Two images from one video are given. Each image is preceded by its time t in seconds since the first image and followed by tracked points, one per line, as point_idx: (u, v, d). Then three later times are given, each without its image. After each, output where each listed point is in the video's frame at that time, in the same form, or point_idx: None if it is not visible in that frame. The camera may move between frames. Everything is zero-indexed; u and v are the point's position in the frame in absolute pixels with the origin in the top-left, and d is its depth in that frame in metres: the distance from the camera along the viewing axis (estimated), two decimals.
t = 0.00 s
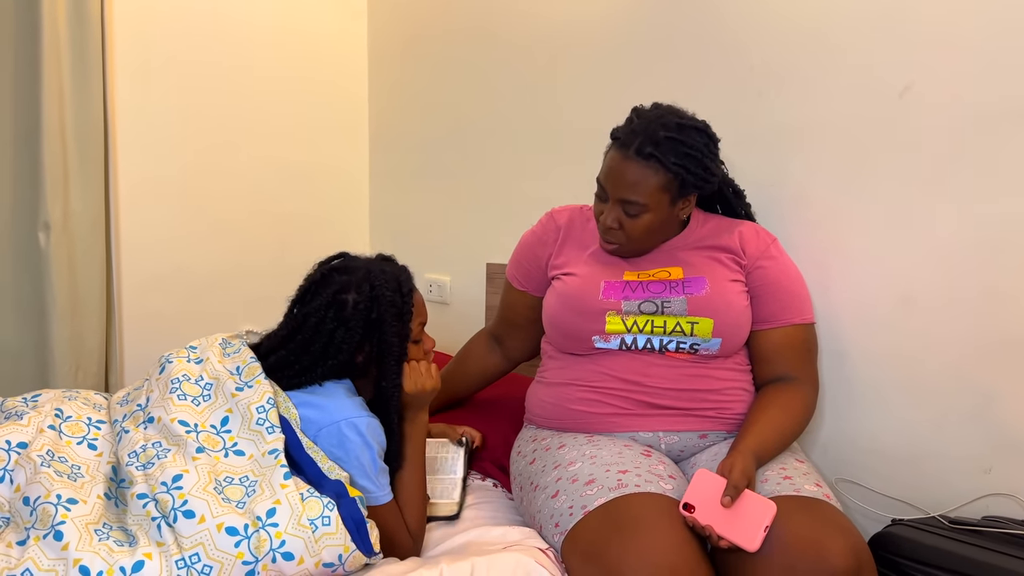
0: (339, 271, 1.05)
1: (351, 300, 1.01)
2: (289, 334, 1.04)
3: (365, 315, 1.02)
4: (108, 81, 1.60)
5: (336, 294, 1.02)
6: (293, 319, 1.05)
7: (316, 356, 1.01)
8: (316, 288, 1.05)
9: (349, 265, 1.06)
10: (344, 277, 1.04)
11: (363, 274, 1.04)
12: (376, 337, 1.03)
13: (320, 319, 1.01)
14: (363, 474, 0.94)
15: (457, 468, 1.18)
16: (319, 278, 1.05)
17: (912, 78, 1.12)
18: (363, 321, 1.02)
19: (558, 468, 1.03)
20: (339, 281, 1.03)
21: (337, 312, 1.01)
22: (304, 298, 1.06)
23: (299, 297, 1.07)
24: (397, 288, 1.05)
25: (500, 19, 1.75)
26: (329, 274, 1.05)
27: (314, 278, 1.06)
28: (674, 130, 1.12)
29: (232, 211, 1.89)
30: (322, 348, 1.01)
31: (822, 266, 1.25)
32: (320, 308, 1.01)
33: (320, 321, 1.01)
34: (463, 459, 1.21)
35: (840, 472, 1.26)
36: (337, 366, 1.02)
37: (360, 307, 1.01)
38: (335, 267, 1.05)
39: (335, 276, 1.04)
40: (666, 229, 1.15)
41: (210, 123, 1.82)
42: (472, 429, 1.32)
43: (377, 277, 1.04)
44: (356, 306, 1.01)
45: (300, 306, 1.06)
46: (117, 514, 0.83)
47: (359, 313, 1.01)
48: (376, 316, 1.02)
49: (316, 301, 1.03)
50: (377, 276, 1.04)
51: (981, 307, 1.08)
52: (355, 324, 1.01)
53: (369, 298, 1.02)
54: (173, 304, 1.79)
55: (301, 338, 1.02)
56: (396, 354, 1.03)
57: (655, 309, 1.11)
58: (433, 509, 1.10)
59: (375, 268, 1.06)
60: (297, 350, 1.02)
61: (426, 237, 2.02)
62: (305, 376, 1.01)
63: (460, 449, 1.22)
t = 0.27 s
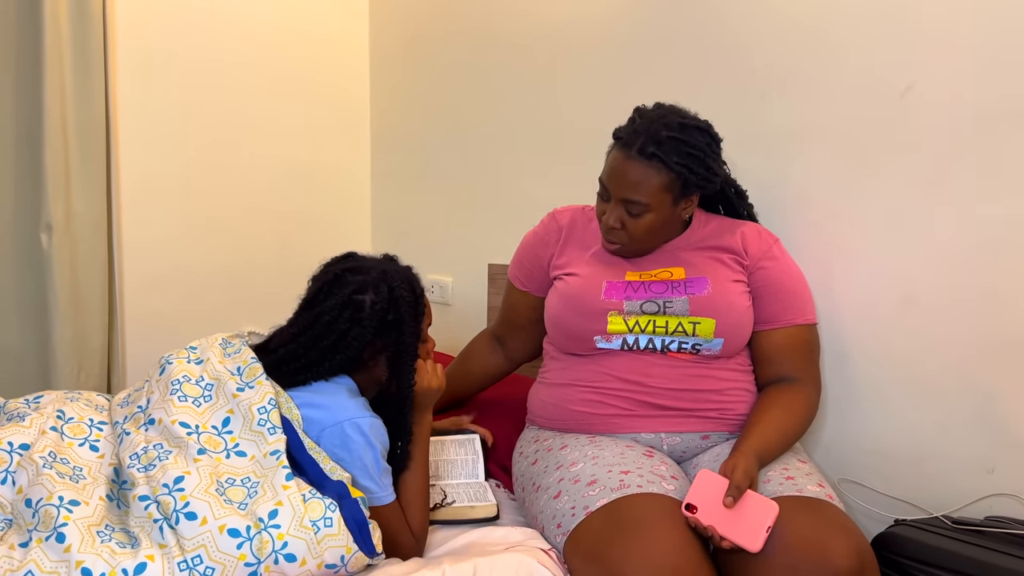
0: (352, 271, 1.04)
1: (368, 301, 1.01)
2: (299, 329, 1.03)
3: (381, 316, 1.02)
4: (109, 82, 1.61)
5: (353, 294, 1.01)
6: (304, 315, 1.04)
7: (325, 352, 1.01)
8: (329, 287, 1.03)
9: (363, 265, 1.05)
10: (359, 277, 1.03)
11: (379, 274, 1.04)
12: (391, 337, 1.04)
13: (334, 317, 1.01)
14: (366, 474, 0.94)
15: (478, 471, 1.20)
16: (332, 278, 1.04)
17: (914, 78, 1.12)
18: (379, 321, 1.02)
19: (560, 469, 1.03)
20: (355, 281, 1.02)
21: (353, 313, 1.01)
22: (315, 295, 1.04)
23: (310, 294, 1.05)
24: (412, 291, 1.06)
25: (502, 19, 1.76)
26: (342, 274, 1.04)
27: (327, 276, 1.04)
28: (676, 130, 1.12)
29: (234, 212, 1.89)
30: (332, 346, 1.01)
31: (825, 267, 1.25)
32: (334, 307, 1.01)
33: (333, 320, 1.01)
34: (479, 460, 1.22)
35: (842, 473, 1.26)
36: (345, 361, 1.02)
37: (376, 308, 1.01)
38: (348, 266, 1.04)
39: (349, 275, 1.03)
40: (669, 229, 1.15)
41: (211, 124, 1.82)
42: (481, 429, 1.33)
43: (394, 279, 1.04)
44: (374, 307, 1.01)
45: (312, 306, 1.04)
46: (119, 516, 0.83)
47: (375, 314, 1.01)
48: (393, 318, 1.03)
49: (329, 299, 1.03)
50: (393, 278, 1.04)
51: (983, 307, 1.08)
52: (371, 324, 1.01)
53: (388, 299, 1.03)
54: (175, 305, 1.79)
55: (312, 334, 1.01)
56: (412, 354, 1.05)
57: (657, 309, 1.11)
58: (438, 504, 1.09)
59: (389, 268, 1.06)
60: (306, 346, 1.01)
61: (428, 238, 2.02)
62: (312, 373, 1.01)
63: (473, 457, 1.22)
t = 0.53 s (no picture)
0: (357, 274, 1.04)
1: (373, 304, 1.01)
2: (304, 332, 1.03)
3: (386, 319, 1.02)
4: (113, 85, 1.61)
5: (357, 297, 1.01)
6: (309, 318, 1.03)
7: (328, 354, 1.01)
8: (334, 290, 1.03)
9: (366, 268, 1.05)
10: (363, 280, 1.03)
11: (384, 277, 1.03)
12: (396, 340, 1.04)
13: (339, 320, 1.01)
14: (369, 475, 0.94)
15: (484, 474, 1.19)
16: (337, 281, 1.03)
17: (916, 80, 1.12)
18: (384, 324, 1.02)
19: (562, 470, 1.03)
20: (360, 283, 1.02)
21: (358, 316, 1.01)
22: (319, 299, 1.04)
23: (313, 296, 1.05)
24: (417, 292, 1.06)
25: (504, 21, 1.76)
26: (347, 277, 1.04)
27: (331, 279, 1.04)
28: (678, 131, 1.13)
29: (236, 214, 1.90)
30: (337, 348, 1.01)
31: (828, 268, 1.25)
32: (340, 311, 1.01)
33: (338, 323, 1.01)
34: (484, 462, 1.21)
35: (845, 474, 1.26)
36: (348, 363, 1.01)
37: (382, 311, 1.01)
38: (353, 270, 1.04)
39: (354, 279, 1.03)
40: (671, 230, 1.15)
41: (214, 126, 1.83)
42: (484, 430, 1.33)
43: (400, 282, 1.04)
44: (380, 310, 1.01)
45: (317, 308, 1.04)
46: (123, 517, 0.83)
47: (381, 317, 1.01)
48: (399, 321, 1.03)
49: (334, 302, 1.02)
50: (399, 280, 1.04)
51: (985, 308, 1.08)
52: (376, 327, 1.01)
53: (393, 302, 1.03)
54: (178, 307, 1.79)
55: (316, 336, 1.01)
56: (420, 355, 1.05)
57: (659, 311, 1.11)
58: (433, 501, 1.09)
59: (393, 270, 1.05)
60: (310, 348, 1.01)
61: (430, 240, 2.03)
62: (315, 374, 1.01)
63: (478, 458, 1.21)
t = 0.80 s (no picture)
0: (355, 275, 1.02)
1: (372, 308, 1.00)
2: (302, 334, 1.02)
3: (385, 323, 1.01)
4: (114, 88, 1.62)
5: (356, 300, 1.00)
6: (306, 320, 1.03)
7: (325, 356, 1.01)
8: (332, 292, 1.02)
9: (364, 268, 1.02)
10: (361, 282, 1.01)
11: (382, 278, 1.02)
12: (395, 343, 1.03)
13: (337, 323, 1.00)
14: (371, 476, 0.94)
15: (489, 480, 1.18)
16: (335, 282, 1.02)
17: (917, 81, 1.13)
18: (383, 327, 1.01)
19: (564, 473, 1.03)
20: (359, 287, 1.00)
21: (357, 319, 1.00)
22: (317, 300, 1.03)
23: (310, 297, 1.04)
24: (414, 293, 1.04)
25: (505, 23, 1.76)
26: (345, 278, 1.02)
27: (329, 281, 1.03)
28: (679, 132, 1.13)
29: (238, 217, 1.90)
30: (335, 351, 1.01)
31: (829, 270, 1.25)
32: (338, 314, 1.00)
33: (337, 326, 1.00)
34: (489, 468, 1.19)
35: (846, 475, 1.26)
36: (347, 366, 1.02)
37: (380, 314, 1.00)
38: (351, 271, 1.02)
39: (352, 280, 1.01)
40: (670, 232, 1.15)
41: (215, 129, 1.83)
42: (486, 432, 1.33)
43: (397, 283, 1.02)
44: (377, 313, 1.00)
45: (313, 309, 1.03)
46: (124, 519, 0.83)
47: (380, 320, 1.00)
48: (397, 324, 1.02)
49: (332, 305, 1.01)
50: (397, 281, 1.02)
51: (986, 309, 1.08)
52: (375, 331, 1.00)
53: (391, 305, 1.01)
54: (179, 309, 1.80)
55: (314, 339, 1.01)
56: (419, 358, 1.04)
57: (659, 313, 1.12)
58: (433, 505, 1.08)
59: (391, 270, 1.03)
60: (308, 351, 1.01)
61: (431, 242, 2.03)
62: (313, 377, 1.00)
63: (482, 463, 1.19)
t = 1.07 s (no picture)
0: (353, 277, 1.03)
1: (375, 306, 1.01)
2: (306, 339, 1.02)
3: (388, 318, 1.02)
4: (115, 90, 1.62)
5: (359, 301, 1.00)
6: (309, 324, 1.03)
7: (330, 355, 1.01)
8: (334, 296, 1.02)
9: (361, 270, 1.04)
10: (362, 283, 1.02)
11: (381, 278, 1.03)
12: (398, 337, 1.05)
13: (342, 324, 1.00)
14: (373, 469, 0.94)
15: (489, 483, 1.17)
16: (336, 286, 1.02)
17: (917, 82, 1.13)
18: (386, 323, 1.02)
19: (565, 474, 1.02)
20: (359, 287, 1.01)
21: (363, 319, 1.00)
22: (318, 306, 1.03)
23: (312, 303, 1.04)
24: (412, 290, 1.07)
25: (505, 25, 1.77)
26: (345, 281, 1.02)
27: (330, 285, 1.03)
28: (679, 132, 1.13)
29: (238, 219, 1.90)
30: (340, 352, 1.01)
31: (830, 271, 1.25)
32: (342, 316, 1.00)
33: (341, 327, 1.00)
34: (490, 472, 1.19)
35: (847, 476, 1.26)
36: (356, 364, 1.02)
37: (383, 310, 1.02)
38: (351, 274, 1.03)
39: (352, 283, 1.02)
40: (671, 232, 1.15)
41: (216, 131, 1.83)
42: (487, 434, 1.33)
43: (395, 279, 1.04)
44: (382, 310, 1.01)
45: (317, 314, 1.03)
46: (125, 518, 0.83)
47: (383, 317, 1.01)
48: (399, 317, 1.04)
49: (335, 309, 1.01)
50: (394, 278, 1.04)
51: (986, 310, 1.08)
52: (379, 328, 1.01)
53: (393, 300, 1.03)
54: (180, 312, 1.80)
55: (318, 341, 1.01)
56: (419, 349, 1.07)
57: (660, 315, 1.12)
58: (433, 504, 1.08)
59: (387, 269, 1.06)
60: (312, 354, 1.01)
61: (432, 244, 2.03)
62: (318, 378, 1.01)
63: (485, 469, 1.20)
